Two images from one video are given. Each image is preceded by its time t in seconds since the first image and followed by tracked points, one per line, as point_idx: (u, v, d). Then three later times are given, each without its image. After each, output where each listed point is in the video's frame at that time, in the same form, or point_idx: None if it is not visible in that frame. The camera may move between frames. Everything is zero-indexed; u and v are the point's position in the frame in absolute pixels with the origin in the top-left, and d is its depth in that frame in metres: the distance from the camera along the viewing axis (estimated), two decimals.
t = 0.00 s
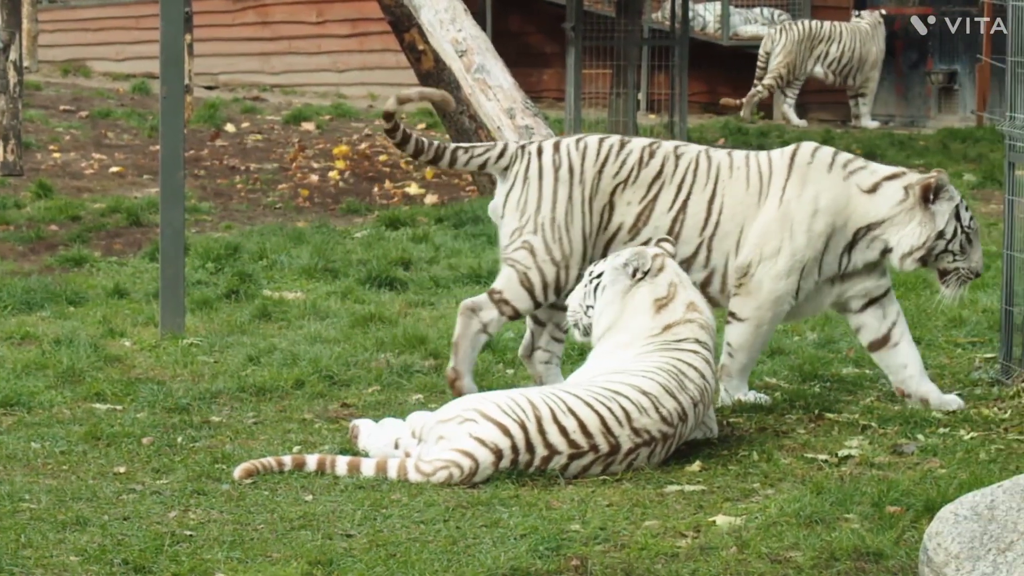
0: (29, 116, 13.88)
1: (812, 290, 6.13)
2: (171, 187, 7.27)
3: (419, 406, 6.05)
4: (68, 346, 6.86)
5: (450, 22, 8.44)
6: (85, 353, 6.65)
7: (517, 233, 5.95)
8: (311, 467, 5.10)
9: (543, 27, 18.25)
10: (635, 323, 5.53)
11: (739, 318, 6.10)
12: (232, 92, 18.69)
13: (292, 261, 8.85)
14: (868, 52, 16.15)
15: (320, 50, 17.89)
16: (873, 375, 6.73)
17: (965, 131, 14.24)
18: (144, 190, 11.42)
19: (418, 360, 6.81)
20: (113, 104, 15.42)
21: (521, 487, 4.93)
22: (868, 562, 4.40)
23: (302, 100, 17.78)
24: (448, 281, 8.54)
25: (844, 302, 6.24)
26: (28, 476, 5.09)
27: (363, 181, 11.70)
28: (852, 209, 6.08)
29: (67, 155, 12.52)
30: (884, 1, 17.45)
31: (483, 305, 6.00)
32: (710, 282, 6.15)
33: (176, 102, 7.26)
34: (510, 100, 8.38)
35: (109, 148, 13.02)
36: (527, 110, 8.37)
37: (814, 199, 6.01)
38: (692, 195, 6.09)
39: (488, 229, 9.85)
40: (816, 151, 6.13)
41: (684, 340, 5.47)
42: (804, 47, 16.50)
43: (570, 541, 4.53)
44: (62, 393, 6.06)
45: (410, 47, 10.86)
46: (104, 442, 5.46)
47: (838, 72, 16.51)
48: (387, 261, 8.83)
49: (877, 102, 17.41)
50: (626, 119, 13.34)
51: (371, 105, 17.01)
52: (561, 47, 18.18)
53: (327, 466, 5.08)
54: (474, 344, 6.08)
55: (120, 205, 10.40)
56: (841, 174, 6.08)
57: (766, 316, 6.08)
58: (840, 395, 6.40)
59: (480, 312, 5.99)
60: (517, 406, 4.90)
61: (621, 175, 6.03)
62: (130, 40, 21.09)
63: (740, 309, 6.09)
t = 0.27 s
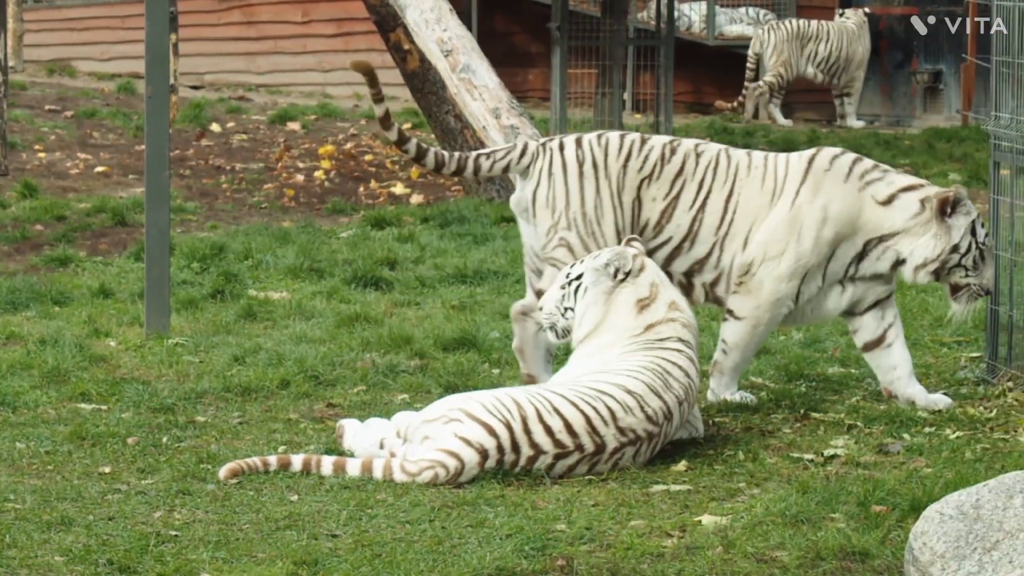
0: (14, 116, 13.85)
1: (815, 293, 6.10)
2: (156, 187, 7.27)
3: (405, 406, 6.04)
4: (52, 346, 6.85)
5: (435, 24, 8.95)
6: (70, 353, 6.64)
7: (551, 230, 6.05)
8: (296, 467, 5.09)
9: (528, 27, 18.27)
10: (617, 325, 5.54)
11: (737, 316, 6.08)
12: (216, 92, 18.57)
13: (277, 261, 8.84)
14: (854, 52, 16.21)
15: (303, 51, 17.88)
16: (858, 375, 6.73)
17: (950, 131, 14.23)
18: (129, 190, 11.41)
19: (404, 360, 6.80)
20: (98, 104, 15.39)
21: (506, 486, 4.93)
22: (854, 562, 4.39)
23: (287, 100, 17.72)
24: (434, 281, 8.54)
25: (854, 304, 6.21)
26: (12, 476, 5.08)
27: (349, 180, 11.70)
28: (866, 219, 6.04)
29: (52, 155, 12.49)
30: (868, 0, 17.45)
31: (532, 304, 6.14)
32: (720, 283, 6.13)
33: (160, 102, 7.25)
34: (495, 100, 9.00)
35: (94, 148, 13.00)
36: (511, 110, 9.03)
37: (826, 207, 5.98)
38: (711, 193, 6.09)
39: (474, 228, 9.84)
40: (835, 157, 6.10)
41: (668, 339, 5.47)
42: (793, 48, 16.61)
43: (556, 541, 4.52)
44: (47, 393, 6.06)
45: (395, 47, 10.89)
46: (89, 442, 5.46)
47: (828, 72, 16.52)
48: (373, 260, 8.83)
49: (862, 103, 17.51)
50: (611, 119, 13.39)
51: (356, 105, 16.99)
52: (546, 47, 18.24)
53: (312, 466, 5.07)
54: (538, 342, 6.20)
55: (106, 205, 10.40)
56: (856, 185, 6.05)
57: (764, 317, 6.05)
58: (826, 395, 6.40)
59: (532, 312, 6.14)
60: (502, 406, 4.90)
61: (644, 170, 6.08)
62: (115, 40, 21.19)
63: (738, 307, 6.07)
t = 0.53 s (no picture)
0: None
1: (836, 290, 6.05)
2: (139, 187, 7.27)
3: (387, 406, 6.05)
4: (33, 346, 6.84)
5: (420, 24, 8.91)
6: (52, 353, 6.63)
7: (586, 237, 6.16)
8: (279, 466, 5.09)
9: (510, 26, 18.27)
10: (598, 324, 5.54)
11: (754, 313, 6.03)
12: (199, 92, 18.51)
13: (260, 261, 8.84)
14: (837, 52, 16.31)
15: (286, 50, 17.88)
16: (841, 375, 6.72)
17: (932, 132, 14.23)
18: (111, 190, 11.39)
19: (387, 360, 6.80)
20: (80, 104, 15.36)
21: (489, 486, 4.93)
22: (837, 562, 4.39)
23: (271, 100, 17.67)
24: (416, 280, 8.54)
25: (857, 299, 6.18)
26: None
27: (331, 180, 11.70)
28: (885, 220, 5.97)
29: (35, 154, 12.46)
30: None
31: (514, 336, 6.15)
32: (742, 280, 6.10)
33: (143, 100, 7.25)
34: (477, 100, 8.92)
35: (76, 148, 12.98)
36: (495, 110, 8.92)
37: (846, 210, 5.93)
38: (729, 189, 6.07)
39: (456, 228, 9.85)
40: (852, 156, 6.04)
41: (648, 337, 5.47)
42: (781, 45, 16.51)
43: (538, 541, 4.52)
44: (28, 393, 6.05)
45: (377, 46, 10.90)
46: (71, 442, 5.45)
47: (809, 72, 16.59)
48: (356, 260, 8.83)
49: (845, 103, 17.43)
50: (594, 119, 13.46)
51: (338, 104, 16.97)
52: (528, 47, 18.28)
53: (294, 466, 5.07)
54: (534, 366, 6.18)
55: (88, 205, 10.39)
56: (873, 186, 5.98)
57: (779, 313, 6.01)
58: (809, 394, 6.40)
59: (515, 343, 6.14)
60: (484, 406, 4.90)
61: (662, 167, 6.11)
62: (98, 39, 21.12)
63: (756, 304, 6.02)
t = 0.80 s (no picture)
0: None
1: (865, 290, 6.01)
2: (121, 187, 7.27)
3: (369, 406, 6.05)
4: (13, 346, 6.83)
5: (400, 23, 8.24)
6: (33, 352, 6.63)
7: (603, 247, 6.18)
8: (261, 466, 5.09)
9: (492, 26, 18.27)
10: (579, 324, 5.54)
11: (808, 324, 5.92)
12: (182, 92, 18.45)
13: (242, 261, 8.84)
14: (820, 52, 16.24)
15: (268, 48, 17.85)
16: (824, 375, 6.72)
17: (915, 131, 14.23)
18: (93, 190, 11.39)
19: (369, 359, 6.79)
20: (62, 104, 15.32)
21: (472, 486, 4.93)
22: (819, 561, 4.38)
23: (254, 100, 17.64)
24: (398, 280, 8.54)
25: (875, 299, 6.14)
26: None
27: (313, 180, 11.70)
28: (905, 218, 5.93)
29: (17, 154, 12.44)
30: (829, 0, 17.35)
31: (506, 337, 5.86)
32: (759, 279, 6.09)
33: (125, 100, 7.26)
34: (459, 100, 7.89)
35: (58, 148, 12.97)
36: (477, 109, 7.84)
37: (868, 209, 5.89)
38: (741, 187, 6.06)
39: (439, 228, 9.85)
40: (867, 155, 6.01)
41: (629, 336, 5.48)
42: (763, 45, 16.53)
43: (520, 541, 4.52)
44: (9, 393, 6.04)
45: (359, 45, 10.87)
46: (53, 442, 5.45)
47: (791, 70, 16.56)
48: (338, 260, 8.83)
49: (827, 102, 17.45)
50: (576, 119, 13.50)
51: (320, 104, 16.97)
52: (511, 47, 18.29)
53: (277, 466, 5.07)
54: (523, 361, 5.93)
55: (70, 205, 10.38)
56: (890, 182, 5.94)
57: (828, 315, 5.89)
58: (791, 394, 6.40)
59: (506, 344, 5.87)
60: (465, 405, 4.91)
61: (673, 168, 6.12)
62: (80, 39, 21.10)
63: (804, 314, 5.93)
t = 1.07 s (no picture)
0: None
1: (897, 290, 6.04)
2: (105, 186, 7.27)
3: (354, 406, 6.06)
4: None
5: (385, 24, 8.07)
6: (17, 352, 6.63)
7: (610, 247, 6.12)
8: (245, 466, 5.09)
9: (477, 25, 18.29)
10: (563, 324, 5.56)
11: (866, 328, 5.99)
12: (167, 92, 18.40)
13: (227, 261, 8.83)
14: (805, 53, 16.26)
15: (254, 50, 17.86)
16: (809, 375, 6.73)
17: (901, 131, 14.26)
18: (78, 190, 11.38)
19: (353, 359, 6.79)
20: (47, 104, 15.30)
21: (456, 485, 4.93)
22: (803, 560, 4.38)
23: (239, 100, 17.61)
24: (383, 280, 8.55)
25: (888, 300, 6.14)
26: None
27: (298, 180, 11.70)
28: (926, 215, 5.97)
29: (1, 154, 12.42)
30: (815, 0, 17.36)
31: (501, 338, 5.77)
32: (773, 279, 6.10)
33: (110, 99, 7.26)
34: (444, 100, 7.85)
35: (42, 148, 12.96)
36: (461, 109, 7.85)
37: (890, 205, 5.94)
38: (753, 188, 6.08)
39: (424, 228, 9.85)
40: (881, 153, 6.06)
41: (611, 335, 5.50)
42: (750, 45, 16.54)
43: (505, 541, 4.52)
44: None
45: (344, 45, 10.99)
46: (37, 442, 5.45)
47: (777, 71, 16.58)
48: (323, 260, 8.83)
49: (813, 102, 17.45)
50: (562, 118, 13.51)
51: (305, 104, 16.97)
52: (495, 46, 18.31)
53: (261, 466, 5.07)
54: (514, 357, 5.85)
55: (55, 205, 10.37)
56: (908, 178, 5.98)
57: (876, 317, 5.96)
58: (776, 393, 6.41)
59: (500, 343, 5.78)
60: (451, 405, 4.91)
61: (683, 170, 6.13)
62: (64, 39, 21.08)
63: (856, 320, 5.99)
